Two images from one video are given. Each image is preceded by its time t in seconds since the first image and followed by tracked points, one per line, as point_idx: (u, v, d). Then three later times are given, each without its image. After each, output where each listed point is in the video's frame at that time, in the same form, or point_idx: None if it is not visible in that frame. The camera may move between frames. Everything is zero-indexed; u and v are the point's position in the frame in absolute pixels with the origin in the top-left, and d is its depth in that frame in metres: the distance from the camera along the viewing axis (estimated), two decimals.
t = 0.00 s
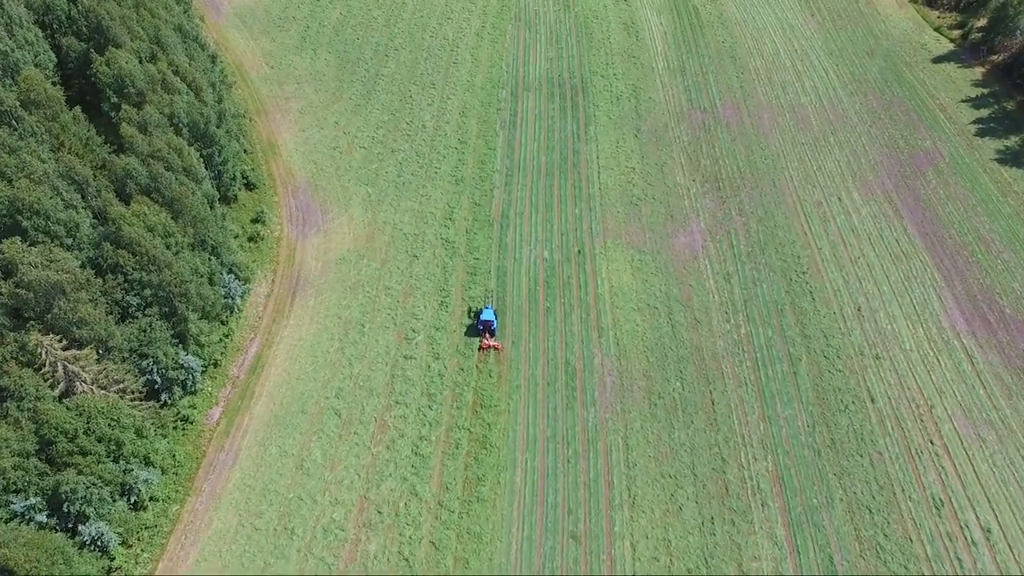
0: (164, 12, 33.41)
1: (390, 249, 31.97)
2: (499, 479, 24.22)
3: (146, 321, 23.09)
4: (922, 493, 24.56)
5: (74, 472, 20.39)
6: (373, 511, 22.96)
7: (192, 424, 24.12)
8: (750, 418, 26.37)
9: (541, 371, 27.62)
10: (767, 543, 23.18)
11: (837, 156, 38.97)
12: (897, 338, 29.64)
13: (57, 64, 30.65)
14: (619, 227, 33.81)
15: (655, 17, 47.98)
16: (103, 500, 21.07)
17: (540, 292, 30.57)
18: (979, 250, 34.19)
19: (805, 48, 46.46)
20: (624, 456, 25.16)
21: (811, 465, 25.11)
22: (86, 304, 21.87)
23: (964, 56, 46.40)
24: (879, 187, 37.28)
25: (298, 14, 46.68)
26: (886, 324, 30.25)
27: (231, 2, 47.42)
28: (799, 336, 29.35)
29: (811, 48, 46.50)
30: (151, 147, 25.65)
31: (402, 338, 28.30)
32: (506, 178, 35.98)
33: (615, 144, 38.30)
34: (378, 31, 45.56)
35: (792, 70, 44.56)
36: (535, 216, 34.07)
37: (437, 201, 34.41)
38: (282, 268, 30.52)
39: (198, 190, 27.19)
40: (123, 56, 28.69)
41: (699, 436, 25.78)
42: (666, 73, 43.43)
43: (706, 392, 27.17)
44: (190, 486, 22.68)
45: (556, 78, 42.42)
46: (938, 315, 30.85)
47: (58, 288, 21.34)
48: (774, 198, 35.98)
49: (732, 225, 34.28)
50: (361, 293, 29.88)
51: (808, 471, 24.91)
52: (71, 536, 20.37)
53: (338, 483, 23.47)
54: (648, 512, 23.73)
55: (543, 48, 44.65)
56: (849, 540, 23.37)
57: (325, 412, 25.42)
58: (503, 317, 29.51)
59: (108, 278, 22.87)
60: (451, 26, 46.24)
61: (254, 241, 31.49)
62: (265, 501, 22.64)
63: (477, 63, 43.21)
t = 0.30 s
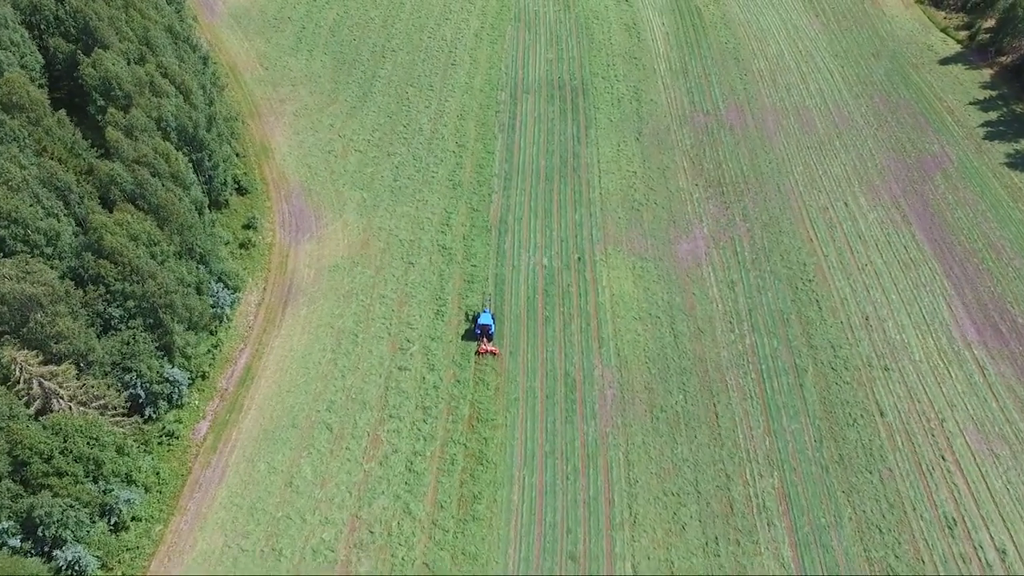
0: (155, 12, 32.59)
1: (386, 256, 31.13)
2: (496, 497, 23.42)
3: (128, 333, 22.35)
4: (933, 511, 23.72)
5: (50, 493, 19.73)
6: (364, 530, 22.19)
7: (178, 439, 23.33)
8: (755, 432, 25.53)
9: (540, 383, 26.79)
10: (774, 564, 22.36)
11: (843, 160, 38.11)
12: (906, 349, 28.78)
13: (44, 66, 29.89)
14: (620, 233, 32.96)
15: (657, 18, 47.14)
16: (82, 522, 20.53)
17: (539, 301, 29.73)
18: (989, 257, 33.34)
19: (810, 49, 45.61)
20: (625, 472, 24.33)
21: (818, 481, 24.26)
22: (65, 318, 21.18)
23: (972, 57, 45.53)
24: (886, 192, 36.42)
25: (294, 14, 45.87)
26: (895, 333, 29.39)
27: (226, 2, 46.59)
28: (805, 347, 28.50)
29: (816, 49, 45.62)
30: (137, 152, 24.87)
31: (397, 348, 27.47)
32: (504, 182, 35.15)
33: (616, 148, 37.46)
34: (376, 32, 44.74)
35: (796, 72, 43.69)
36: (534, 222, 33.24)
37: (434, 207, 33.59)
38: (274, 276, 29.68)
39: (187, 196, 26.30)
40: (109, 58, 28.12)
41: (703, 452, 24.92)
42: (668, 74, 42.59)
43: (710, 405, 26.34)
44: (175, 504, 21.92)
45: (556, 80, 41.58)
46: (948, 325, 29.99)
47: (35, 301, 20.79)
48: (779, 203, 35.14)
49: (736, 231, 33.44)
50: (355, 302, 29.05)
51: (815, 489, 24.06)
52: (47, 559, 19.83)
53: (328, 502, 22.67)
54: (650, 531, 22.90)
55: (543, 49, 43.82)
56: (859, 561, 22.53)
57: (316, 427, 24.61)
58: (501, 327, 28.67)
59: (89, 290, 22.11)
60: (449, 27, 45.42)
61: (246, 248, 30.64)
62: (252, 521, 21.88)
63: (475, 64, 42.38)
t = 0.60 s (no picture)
0: (140, 13, 31.73)
1: (378, 264, 30.30)
2: (491, 516, 22.65)
3: (107, 349, 21.73)
4: (944, 529, 22.94)
5: (20, 522, 18.79)
6: (354, 552, 21.48)
7: (161, 458, 22.59)
8: (759, 446, 24.73)
9: (537, 395, 25.97)
10: None
11: (846, 162, 37.32)
12: (913, 358, 27.96)
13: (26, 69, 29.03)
14: (619, 239, 32.14)
15: (655, 18, 46.33)
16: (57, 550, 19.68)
17: (536, 310, 28.91)
18: (996, 262, 32.56)
19: (811, 50, 44.83)
20: (625, 489, 23.52)
21: (825, 498, 23.47)
22: (40, 334, 20.67)
23: (975, 57, 44.77)
24: (890, 195, 35.62)
25: (286, 15, 45.01)
26: (902, 342, 28.58)
27: (216, 4, 45.73)
28: (810, 356, 27.68)
29: (817, 50, 44.85)
30: (118, 159, 24.07)
31: (389, 360, 26.66)
32: (500, 187, 34.32)
33: (614, 151, 36.64)
34: (369, 33, 43.91)
35: (797, 73, 42.92)
36: (530, 228, 32.42)
37: (428, 212, 32.76)
38: (263, 285, 28.81)
39: (171, 205, 25.48)
40: (91, 61, 27.28)
41: (705, 467, 24.12)
42: (667, 76, 41.78)
43: (712, 418, 25.53)
44: (157, 526, 21.23)
45: (553, 81, 40.76)
46: (955, 333, 29.18)
47: (7, 318, 20.12)
48: (781, 208, 34.35)
49: (738, 236, 32.63)
50: (347, 311, 28.22)
51: (821, 505, 23.26)
52: None
53: (317, 523, 21.94)
54: (651, 551, 22.12)
55: (540, 50, 43.00)
56: None
57: (305, 443, 23.85)
58: (496, 337, 27.82)
59: (66, 305, 21.57)
60: (444, 28, 44.58)
61: (234, 256, 29.76)
62: (238, 543, 21.20)
63: (470, 66, 41.55)
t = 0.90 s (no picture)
0: (123, 14, 30.79)
1: (369, 272, 29.43)
2: (485, 536, 21.85)
3: (82, 365, 21.19)
4: (953, 546, 22.21)
5: None
6: None
7: (140, 478, 21.81)
8: (762, 460, 23.96)
9: (532, 409, 25.16)
10: None
11: (848, 165, 36.58)
12: (919, 367, 27.22)
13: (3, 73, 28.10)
14: (616, 245, 31.35)
15: (651, 18, 45.55)
16: None
17: (531, 319, 28.09)
18: (1001, 267, 31.86)
19: (810, 50, 44.11)
20: (624, 506, 22.71)
21: (830, 514, 22.71)
22: (10, 353, 20.25)
23: (976, 57, 44.11)
24: (892, 198, 34.89)
25: (275, 16, 44.09)
26: (907, 350, 27.83)
27: (204, 5, 44.79)
28: (813, 365, 26.91)
29: (816, 50, 44.14)
30: (96, 166, 23.22)
31: (380, 373, 25.80)
32: (494, 192, 33.49)
33: (610, 155, 35.83)
34: (360, 35, 43.03)
35: (796, 74, 42.19)
36: (525, 234, 31.60)
37: (420, 219, 31.91)
38: (250, 295, 27.90)
39: (151, 214, 24.50)
40: (68, 64, 26.38)
41: (706, 482, 23.33)
42: (663, 77, 41.00)
43: (714, 431, 24.74)
44: (136, 550, 20.47)
45: (548, 83, 39.94)
46: (962, 340, 28.44)
47: None
48: (782, 212, 33.60)
49: (738, 241, 31.86)
50: (336, 322, 27.36)
51: (827, 522, 22.50)
52: None
53: (304, 545, 21.14)
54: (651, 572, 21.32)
55: (534, 51, 42.18)
56: None
57: (291, 461, 23.00)
58: (491, 347, 26.96)
59: (38, 321, 20.96)
60: (437, 29, 43.73)
61: (219, 265, 28.82)
62: (221, 567, 20.42)
63: (463, 68, 40.71)
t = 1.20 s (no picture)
0: (114, 14, 30.10)
1: (365, 279, 28.60)
2: (482, 556, 21.07)
3: (62, 378, 20.79)
4: (969, 569, 21.37)
5: None
6: None
7: (124, 495, 21.13)
8: (769, 478, 23.13)
9: (532, 423, 24.34)
10: None
11: (857, 170, 35.70)
12: (931, 380, 26.35)
13: None
14: (619, 252, 30.51)
15: (656, 19, 44.71)
16: None
17: (532, 328, 27.26)
18: (1015, 276, 30.98)
19: (817, 52, 43.22)
20: (626, 526, 21.89)
21: (841, 535, 21.89)
22: None
23: (986, 59, 43.20)
24: (902, 204, 34.01)
25: (273, 16, 43.33)
26: (919, 362, 26.96)
27: (201, 4, 44.05)
28: (822, 378, 26.05)
29: (823, 51, 43.26)
30: (79, 170, 22.83)
31: (375, 385, 24.99)
32: (494, 196, 32.67)
33: (613, 159, 34.99)
34: (359, 35, 42.23)
35: (803, 76, 41.30)
36: (526, 240, 30.77)
37: (418, 224, 31.10)
38: (242, 302, 27.09)
39: (139, 220, 23.99)
40: (55, 66, 25.78)
41: (712, 501, 22.52)
42: (668, 79, 40.16)
43: (720, 447, 23.90)
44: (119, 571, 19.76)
45: (550, 85, 39.12)
46: (976, 352, 27.55)
47: None
48: (789, 218, 32.74)
49: (744, 249, 31.01)
50: (331, 331, 26.55)
51: (838, 543, 21.68)
52: None
53: (294, 566, 20.38)
54: None
55: (536, 52, 41.36)
56: None
57: (282, 477, 22.22)
58: (489, 358, 26.11)
59: (17, 333, 20.52)
60: (437, 29, 42.93)
61: (211, 271, 28.01)
62: None
63: (464, 69, 39.90)
